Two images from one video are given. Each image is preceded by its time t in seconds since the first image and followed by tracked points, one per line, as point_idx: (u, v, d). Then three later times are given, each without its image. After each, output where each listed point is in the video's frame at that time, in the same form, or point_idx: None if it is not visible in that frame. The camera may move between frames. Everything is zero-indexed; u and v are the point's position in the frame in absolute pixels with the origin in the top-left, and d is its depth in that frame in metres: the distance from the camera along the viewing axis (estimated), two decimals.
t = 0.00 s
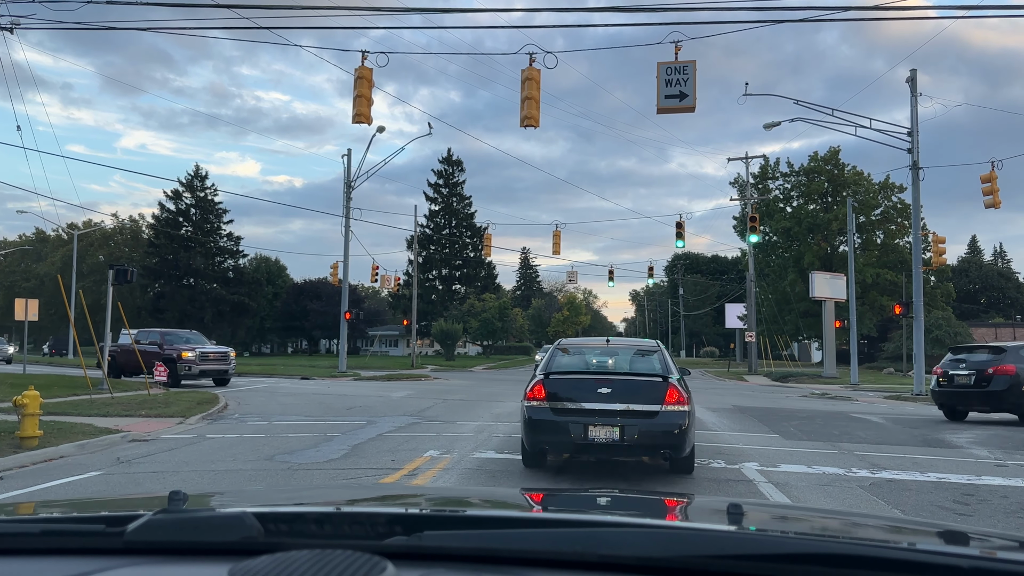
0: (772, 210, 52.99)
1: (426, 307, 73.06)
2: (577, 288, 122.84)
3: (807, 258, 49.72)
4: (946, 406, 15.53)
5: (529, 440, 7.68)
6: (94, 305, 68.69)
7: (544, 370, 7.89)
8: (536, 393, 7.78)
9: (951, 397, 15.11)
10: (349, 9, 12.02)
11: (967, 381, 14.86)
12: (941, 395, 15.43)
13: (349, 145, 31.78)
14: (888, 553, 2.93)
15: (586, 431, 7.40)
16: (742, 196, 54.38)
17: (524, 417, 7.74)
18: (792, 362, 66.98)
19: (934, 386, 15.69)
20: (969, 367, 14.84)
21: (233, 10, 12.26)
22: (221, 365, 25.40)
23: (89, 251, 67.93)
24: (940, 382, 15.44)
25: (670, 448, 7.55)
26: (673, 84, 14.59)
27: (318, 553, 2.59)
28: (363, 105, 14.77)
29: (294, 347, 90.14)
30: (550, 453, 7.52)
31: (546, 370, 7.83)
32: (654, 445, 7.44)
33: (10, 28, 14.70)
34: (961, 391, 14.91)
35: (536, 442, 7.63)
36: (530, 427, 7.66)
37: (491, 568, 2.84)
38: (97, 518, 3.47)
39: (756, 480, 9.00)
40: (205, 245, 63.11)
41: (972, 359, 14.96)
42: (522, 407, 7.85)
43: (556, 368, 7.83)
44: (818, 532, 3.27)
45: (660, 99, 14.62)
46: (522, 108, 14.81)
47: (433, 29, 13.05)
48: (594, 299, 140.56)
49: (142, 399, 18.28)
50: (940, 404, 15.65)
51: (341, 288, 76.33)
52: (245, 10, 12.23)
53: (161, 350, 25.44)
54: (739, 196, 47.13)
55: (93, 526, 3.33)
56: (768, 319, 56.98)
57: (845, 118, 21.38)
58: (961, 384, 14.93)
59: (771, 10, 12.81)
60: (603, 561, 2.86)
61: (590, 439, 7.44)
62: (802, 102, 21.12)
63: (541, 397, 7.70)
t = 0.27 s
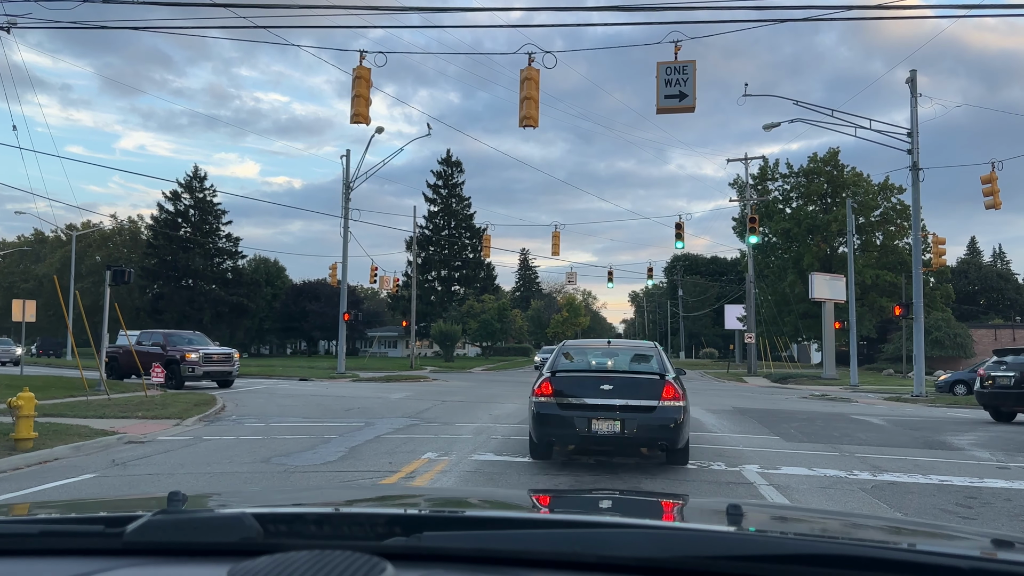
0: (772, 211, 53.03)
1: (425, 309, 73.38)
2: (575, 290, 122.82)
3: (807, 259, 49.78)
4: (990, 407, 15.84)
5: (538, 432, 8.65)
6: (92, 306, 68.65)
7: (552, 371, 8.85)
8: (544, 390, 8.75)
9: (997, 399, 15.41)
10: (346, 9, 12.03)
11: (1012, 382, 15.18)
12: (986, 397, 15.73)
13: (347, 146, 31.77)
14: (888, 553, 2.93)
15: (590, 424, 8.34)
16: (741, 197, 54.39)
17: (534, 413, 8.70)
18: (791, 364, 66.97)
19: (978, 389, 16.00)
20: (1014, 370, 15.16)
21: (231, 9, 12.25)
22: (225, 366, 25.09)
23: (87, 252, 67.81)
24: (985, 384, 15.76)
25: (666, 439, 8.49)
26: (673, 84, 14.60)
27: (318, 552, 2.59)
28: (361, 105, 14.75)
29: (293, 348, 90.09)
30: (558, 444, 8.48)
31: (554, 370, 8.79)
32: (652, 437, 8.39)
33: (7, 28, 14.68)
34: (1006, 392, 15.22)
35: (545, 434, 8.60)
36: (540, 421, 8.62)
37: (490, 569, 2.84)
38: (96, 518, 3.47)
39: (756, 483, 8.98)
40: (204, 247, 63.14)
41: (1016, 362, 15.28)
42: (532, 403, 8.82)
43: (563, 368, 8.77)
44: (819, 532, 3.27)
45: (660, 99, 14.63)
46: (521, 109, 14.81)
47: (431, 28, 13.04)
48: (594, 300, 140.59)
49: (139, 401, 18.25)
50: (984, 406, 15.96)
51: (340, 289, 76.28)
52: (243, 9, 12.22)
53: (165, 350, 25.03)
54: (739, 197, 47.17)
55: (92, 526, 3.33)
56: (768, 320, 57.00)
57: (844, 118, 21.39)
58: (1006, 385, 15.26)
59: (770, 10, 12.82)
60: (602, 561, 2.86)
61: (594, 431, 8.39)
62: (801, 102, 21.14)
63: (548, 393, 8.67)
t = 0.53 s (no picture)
0: (771, 213, 53.07)
1: (423, 310, 73.54)
2: (574, 291, 122.81)
3: (806, 261, 49.84)
4: None
5: (546, 427, 9.73)
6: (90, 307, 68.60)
7: (558, 371, 9.92)
8: (552, 389, 9.82)
9: None
10: (344, 9, 12.03)
11: None
12: None
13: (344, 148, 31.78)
14: (888, 550, 2.94)
15: (593, 419, 9.42)
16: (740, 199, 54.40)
17: (542, 409, 9.78)
18: (791, 366, 66.99)
19: None
20: None
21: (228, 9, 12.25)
22: (227, 368, 24.74)
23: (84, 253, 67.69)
24: None
25: (662, 433, 9.55)
26: (672, 84, 14.62)
27: (318, 550, 2.59)
28: (358, 105, 14.75)
29: (291, 350, 90.06)
30: (563, 438, 9.56)
31: (560, 371, 9.86)
32: (648, 431, 9.46)
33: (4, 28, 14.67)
34: None
35: (552, 428, 9.67)
36: (548, 416, 9.71)
37: (490, 565, 2.85)
38: (95, 515, 3.47)
39: (758, 487, 8.96)
40: (202, 248, 63.08)
41: None
42: (540, 401, 9.91)
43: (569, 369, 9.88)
44: (819, 529, 3.29)
45: (659, 99, 14.65)
46: (519, 108, 14.82)
47: (429, 27, 13.03)
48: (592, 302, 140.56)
49: (133, 403, 18.22)
50: None
51: (338, 291, 76.22)
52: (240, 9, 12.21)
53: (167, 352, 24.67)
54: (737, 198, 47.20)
55: (92, 523, 3.33)
56: (767, 322, 57.02)
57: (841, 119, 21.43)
58: None
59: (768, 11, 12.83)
60: (602, 558, 2.87)
61: (597, 426, 9.47)
62: (800, 103, 21.19)
63: (555, 391, 9.75)
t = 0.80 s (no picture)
0: (770, 214, 53.12)
1: (421, 312, 73.86)
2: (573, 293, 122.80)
3: (805, 263, 49.93)
4: None
5: (552, 423, 10.61)
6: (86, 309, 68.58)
7: (563, 371, 10.78)
8: (557, 388, 10.69)
9: None
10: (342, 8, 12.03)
11: None
12: None
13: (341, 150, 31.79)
14: (890, 549, 2.93)
15: (595, 416, 10.30)
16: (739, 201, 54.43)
17: (548, 406, 10.65)
18: (790, 368, 67.00)
19: None
20: None
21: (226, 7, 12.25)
22: (226, 369, 24.72)
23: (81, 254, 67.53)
24: None
25: (658, 428, 10.44)
26: (672, 82, 14.63)
27: (317, 546, 2.59)
28: (354, 104, 14.77)
29: (289, 352, 90.03)
30: (568, 433, 10.43)
31: (565, 371, 10.73)
32: (645, 426, 10.37)
33: None
34: None
35: (557, 424, 10.56)
36: (553, 413, 10.59)
37: (489, 562, 2.86)
38: (95, 513, 3.47)
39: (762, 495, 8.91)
40: (200, 249, 62.96)
41: None
42: (546, 399, 10.79)
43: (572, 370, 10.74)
44: (820, 527, 3.31)
45: (659, 97, 14.66)
46: (517, 107, 14.82)
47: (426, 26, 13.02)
48: (591, 303, 140.57)
49: (124, 406, 18.19)
50: None
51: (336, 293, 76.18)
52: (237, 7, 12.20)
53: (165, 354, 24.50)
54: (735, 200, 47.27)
55: (92, 520, 3.33)
56: (766, 325, 57.07)
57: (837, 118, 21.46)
58: None
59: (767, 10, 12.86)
60: (601, 555, 2.89)
61: (598, 422, 10.34)
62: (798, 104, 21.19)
63: (560, 390, 10.63)
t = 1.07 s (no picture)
0: (770, 215, 53.11)
1: (420, 313, 73.72)
2: (571, 294, 122.81)
3: (806, 263, 49.99)
4: None
5: (556, 421, 11.02)
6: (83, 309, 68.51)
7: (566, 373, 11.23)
8: (561, 388, 11.12)
9: None
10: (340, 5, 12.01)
11: None
12: None
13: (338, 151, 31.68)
14: (892, 548, 2.93)
15: (598, 414, 10.74)
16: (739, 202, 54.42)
17: (552, 405, 11.07)
18: (790, 369, 67.00)
19: None
20: None
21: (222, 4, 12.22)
22: (222, 371, 24.65)
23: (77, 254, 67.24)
24: None
25: (656, 426, 10.88)
26: (674, 75, 14.63)
27: (318, 546, 2.59)
28: (346, 98, 14.76)
29: (287, 352, 89.98)
30: (572, 430, 10.84)
31: (568, 372, 11.18)
32: (644, 422, 10.87)
33: None
34: None
35: (561, 422, 10.97)
36: (557, 412, 11.00)
37: (490, 563, 2.86)
38: (95, 514, 3.46)
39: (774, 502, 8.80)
40: (197, 250, 62.62)
41: None
42: (550, 399, 11.20)
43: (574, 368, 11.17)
44: (824, 527, 3.30)
45: (660, 91, 14.65)
46: (515, 101, 14.81)
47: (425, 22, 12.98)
48: (589, 305, 140.59)
49: (112, 408, 18.12)
50: None
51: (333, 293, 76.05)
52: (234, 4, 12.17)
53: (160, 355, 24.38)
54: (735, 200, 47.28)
55: (92, 521, 3.33)
56: (765, 326, 57.08)
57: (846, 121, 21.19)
58: None
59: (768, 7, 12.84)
60: (601, 555, 2.89)
61: (600, 420, 10.76)
62: (802, 103, 20.86)
63: (563, 390, 11.06)
